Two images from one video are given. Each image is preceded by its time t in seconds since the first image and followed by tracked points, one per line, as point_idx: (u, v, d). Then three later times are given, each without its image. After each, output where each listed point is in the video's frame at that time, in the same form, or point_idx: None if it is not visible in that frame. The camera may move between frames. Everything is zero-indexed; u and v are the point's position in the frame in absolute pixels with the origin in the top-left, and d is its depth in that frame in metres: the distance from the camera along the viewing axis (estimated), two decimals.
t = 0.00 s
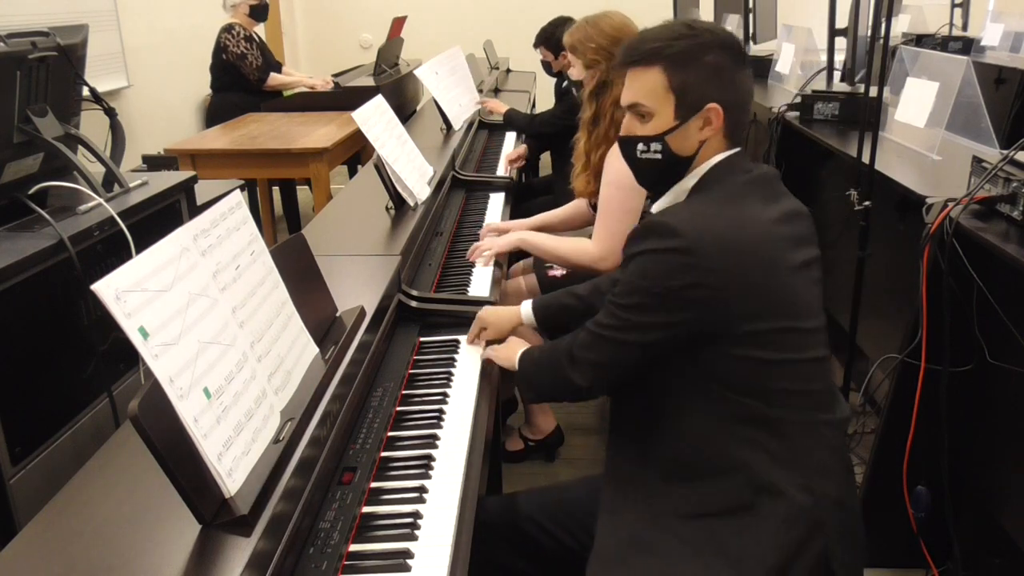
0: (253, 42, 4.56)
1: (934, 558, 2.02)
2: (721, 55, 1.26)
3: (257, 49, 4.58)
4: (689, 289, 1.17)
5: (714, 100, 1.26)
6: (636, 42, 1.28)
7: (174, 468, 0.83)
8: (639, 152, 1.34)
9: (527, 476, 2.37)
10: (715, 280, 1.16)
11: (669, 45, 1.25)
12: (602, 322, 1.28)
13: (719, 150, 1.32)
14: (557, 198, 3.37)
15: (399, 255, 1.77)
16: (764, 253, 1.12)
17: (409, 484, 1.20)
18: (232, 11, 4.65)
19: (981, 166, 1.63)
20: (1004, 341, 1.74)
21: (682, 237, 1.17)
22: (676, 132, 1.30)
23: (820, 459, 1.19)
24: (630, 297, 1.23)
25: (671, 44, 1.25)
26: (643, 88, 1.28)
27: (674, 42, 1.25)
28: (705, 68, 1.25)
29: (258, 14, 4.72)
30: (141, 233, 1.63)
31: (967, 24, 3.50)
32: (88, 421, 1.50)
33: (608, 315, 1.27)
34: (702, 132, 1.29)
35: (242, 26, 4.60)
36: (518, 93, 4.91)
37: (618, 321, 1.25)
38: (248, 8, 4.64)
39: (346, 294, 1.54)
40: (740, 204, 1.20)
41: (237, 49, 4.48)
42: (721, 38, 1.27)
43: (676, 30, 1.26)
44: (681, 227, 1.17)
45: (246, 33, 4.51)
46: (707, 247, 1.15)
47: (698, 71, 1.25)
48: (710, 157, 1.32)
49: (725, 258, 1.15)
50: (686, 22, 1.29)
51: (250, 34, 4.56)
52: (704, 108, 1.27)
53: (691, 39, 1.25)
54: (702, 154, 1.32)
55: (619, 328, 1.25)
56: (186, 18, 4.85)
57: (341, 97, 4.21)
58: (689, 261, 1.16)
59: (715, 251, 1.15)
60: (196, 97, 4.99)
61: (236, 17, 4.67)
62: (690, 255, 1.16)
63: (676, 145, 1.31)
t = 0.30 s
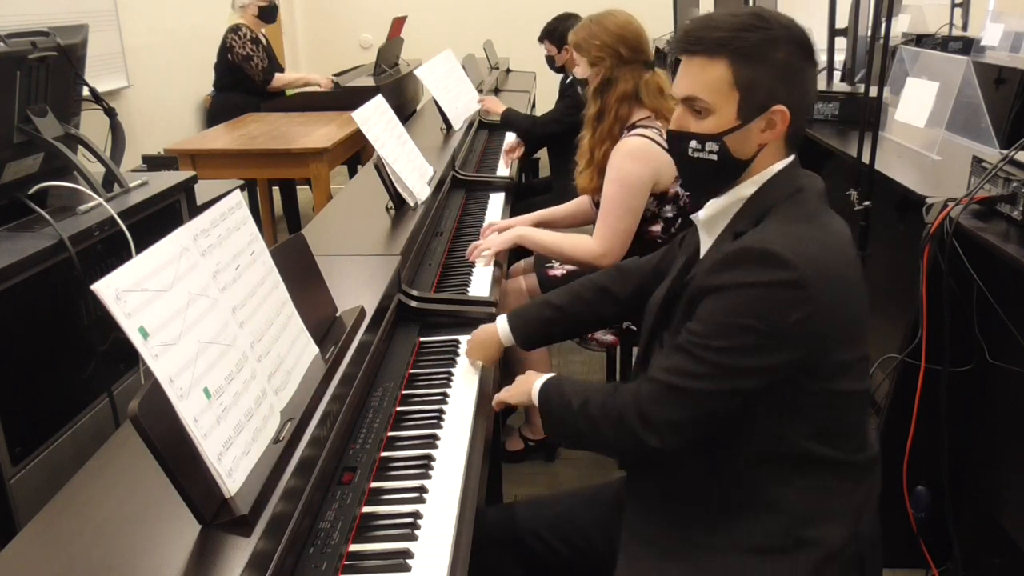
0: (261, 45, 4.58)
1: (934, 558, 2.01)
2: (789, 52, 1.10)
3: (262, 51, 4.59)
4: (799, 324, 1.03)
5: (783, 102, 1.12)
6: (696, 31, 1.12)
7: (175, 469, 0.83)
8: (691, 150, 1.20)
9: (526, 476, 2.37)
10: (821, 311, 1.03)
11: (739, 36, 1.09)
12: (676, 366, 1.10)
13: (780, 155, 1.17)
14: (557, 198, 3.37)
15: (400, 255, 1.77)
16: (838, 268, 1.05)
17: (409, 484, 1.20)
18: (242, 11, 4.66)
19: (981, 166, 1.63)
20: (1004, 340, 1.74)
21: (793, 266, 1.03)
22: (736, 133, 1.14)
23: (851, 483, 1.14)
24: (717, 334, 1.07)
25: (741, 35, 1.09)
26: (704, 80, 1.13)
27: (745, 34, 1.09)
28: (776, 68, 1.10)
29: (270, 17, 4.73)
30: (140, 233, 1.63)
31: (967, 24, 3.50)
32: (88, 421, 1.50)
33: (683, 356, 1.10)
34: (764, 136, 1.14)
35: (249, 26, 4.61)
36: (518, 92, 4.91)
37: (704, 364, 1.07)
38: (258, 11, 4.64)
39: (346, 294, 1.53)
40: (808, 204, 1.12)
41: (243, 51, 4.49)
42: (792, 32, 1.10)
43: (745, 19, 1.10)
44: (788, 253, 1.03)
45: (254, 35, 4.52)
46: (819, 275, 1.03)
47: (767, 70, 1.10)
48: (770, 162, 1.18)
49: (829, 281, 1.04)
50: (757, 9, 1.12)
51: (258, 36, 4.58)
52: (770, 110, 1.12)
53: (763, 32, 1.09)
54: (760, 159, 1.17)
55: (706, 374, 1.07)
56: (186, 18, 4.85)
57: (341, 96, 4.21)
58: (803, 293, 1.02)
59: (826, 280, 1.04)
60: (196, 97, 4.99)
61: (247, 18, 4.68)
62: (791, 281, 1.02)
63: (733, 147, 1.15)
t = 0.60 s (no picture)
0: (262, 47, 4.57)
1: (934, 559, 2.00)
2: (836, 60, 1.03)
3: (266, 55, 4.59)
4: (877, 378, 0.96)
5: (829, 116, 1.04)
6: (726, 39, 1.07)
7: (175, 468, 0.83)
8: (726, 170, 1.12)
9: (526, 476, 2.37)
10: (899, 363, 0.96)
11: (782, 44, 1.01)
12: (740, 426, 1.01)
13: (823, 173, 1.10)
14: (557, 198, 3.37)
15: (400, 255, 1.77)
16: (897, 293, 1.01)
17: (409, 484, 1.20)
18: (245, 11, 4.67)
19: (981, 166, 1.63)
20: (1003, 340, 1.74)
21: (880, 317, 0.95)
22: (777, 151, 1.07)
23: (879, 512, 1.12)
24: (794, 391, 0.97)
25: (784, 44, 1.01)
26: (740, 92, 1.05)
27: (789, 40, 1.01)
28: (821, 76, 1.02)
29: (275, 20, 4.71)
30: (140, 233, 1.63)
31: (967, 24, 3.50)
32: (88, 421, 1.50)
33: (750, 415, 1.00)
34: (807, 153, 1.07)
35: (253, 28, 4.62)
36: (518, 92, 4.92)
37: (777, 423, 0.98)
38: (262, 14, 4.65)
39: (346, 295, 1.53)
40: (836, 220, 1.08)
41: (243, 52, 4.49)
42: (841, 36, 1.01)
43: (789, 23, 1.02)
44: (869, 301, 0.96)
45: (255, 36, 4.51)
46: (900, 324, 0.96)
47: (814, 81, 1.02)
48: (812, 183, 1.10)
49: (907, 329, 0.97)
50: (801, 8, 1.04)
51: (259, 37, 4.58)
52: (816, 124, 1.05)
53: (811, 39, 1.01)
54: (803, 179, 1.09)
55: (778, 436, 0.98)
56: (186, 19, 4.86)
57: (341, 96, 4.21)
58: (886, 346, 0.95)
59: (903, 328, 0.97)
60: (196, 97, 4.99)
61: (249, 19, 4.69)
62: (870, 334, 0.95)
63: (774, 165, 1.08)
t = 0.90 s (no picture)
0: (254, 43, 4.57)
1: (934, 559, 2.00)
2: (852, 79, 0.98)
3: (257, 50, 4.59)
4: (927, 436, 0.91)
5: (845, 146, 1.00)
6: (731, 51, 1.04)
7: (175, 469, 0.83)
8: (738, 211, 1.08)
9: (525, 476, 2.37)
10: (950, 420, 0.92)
11: (784, 73, 0.97)
12: (789, 498, 0.95)
13: (843, 204, 1.05)
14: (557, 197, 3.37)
15: (400, 255, 1.77)
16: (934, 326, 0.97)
17: (409, 484, 1.20)
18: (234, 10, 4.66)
19: (981, 166, 1.63)
20: (1002, 340, 1.74)
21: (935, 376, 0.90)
22: (790, 188, 1.02)
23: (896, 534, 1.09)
24: (846, 460, 0.92)
25: (787, 72, 0.97)
26: (744, 129, 1.00)
27: (792, 69, 0.97)
28: (834, 98, 0.97)
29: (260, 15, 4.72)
30: (140, 233, 1.64)
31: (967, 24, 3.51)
32: (88, 421, 1.50)
33: (799, 484, 0.94)
34: (825, 186, 1.02)
35: (243, 26, 4.61)
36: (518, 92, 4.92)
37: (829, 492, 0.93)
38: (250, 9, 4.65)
39: (346, 295, 1.53)
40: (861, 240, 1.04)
41: (237, 50, 4.48)
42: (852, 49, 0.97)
43: (790, 46, 0.98)
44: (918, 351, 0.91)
45: (246, 34, 4.51)
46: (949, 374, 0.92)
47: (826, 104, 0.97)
48: (831, 215, 1.05)
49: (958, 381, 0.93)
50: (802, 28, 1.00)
51: (251, 35, 4.56)
52: (832, 156, 1.00)
53: (814, 63, 0.97)
54: (822, 213, 1.05)
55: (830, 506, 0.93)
56: (186, 19, 4.86)
57: (341, 97, 4.22)
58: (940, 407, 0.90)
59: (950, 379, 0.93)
60: (196, 97, 4.99)
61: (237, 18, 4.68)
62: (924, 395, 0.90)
63: (791, 203, 1.03)
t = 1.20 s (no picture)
0: (250, 41, 4.58)
1: (934, 559, 2.00)
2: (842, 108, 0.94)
3: (254, 48, 4.59)
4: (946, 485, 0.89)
5: (834, 189, 0.95)
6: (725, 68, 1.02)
7: (175, 469, 0.83)
8: (729, 258, 1.05)
9: (526, 477, 2.37)
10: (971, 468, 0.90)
11: (761, 118, 0.92)
12: (814, 559, 0.92)
13: (839, 241, 1.01)
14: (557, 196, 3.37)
15: (400, 255, 1.77)
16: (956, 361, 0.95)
17: (409, 484, 1.20)
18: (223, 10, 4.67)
19: (981, 166, 1.63)
20: (1002, 341, 1.74)
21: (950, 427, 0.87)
22: (781, 236, 0.98)
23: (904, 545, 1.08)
24: (872, 517, 0.90)
25: (765, 118, 0.92)
26: (725, 183, 0.96)
27: (770, 113, 0.92)
28: (823, 131, 0.92)
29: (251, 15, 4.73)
30: (141, 233, 1.64)
31: (967, 24, 3.51)
32: (88, 421, 1.50)
33: (823, 543, 0.92)
34: (818, 228, 0.98)
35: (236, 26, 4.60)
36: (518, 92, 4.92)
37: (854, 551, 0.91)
38: (239, 8, 4.64)
39: (346, 295, 1.53)
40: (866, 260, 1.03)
41: (233, 49, 4.48)
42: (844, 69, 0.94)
43: (764, 88, 0.93)
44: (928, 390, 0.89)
45: (240, 33, 4.50)
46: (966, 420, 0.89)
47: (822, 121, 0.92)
48: (829, 254, 1.02)
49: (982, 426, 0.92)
50: (776, 63, 0.95)
51: (245, 34, 4.57)
52: (821, 201, 0.95)
53: (791, 104, 0.92)
54: (819, 254, 1.01)
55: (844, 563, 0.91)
56: (186, 18, 4.86)
57: (341, 96, 4.22)
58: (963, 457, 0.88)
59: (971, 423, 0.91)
60: (196, 97, 5.00)
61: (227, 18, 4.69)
62: (948, 448, 0.87)
63: (783, 250, 1.00)
